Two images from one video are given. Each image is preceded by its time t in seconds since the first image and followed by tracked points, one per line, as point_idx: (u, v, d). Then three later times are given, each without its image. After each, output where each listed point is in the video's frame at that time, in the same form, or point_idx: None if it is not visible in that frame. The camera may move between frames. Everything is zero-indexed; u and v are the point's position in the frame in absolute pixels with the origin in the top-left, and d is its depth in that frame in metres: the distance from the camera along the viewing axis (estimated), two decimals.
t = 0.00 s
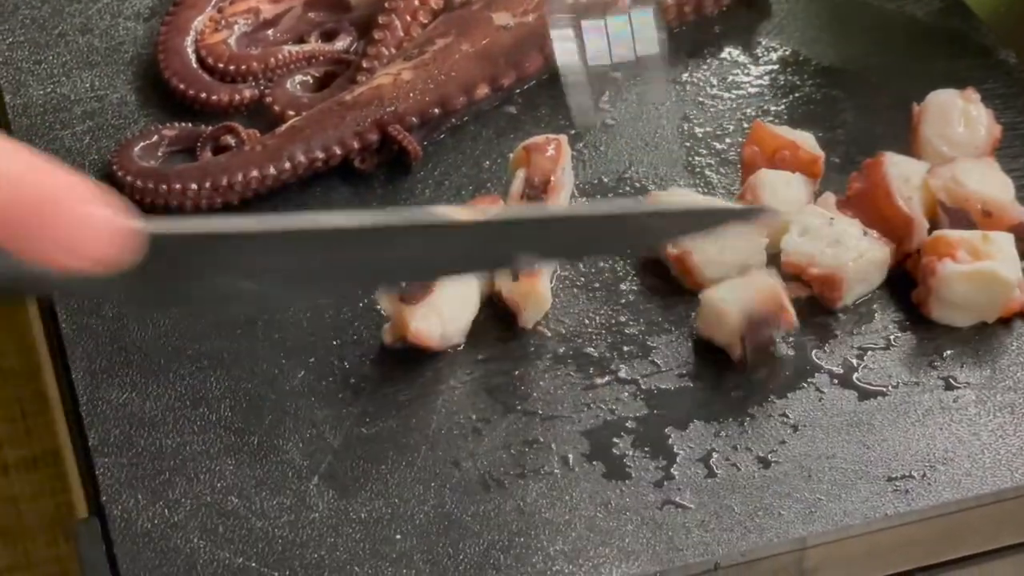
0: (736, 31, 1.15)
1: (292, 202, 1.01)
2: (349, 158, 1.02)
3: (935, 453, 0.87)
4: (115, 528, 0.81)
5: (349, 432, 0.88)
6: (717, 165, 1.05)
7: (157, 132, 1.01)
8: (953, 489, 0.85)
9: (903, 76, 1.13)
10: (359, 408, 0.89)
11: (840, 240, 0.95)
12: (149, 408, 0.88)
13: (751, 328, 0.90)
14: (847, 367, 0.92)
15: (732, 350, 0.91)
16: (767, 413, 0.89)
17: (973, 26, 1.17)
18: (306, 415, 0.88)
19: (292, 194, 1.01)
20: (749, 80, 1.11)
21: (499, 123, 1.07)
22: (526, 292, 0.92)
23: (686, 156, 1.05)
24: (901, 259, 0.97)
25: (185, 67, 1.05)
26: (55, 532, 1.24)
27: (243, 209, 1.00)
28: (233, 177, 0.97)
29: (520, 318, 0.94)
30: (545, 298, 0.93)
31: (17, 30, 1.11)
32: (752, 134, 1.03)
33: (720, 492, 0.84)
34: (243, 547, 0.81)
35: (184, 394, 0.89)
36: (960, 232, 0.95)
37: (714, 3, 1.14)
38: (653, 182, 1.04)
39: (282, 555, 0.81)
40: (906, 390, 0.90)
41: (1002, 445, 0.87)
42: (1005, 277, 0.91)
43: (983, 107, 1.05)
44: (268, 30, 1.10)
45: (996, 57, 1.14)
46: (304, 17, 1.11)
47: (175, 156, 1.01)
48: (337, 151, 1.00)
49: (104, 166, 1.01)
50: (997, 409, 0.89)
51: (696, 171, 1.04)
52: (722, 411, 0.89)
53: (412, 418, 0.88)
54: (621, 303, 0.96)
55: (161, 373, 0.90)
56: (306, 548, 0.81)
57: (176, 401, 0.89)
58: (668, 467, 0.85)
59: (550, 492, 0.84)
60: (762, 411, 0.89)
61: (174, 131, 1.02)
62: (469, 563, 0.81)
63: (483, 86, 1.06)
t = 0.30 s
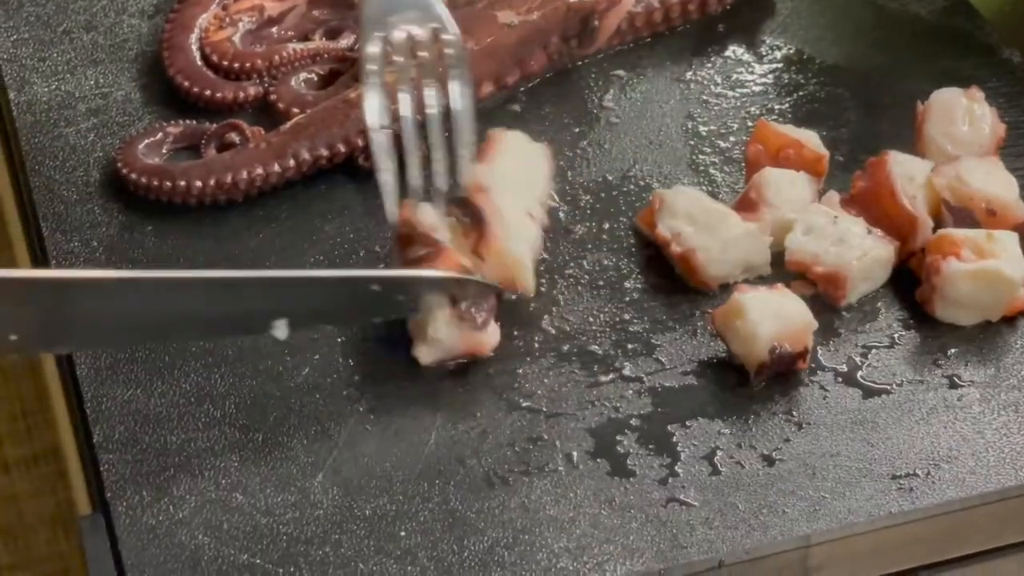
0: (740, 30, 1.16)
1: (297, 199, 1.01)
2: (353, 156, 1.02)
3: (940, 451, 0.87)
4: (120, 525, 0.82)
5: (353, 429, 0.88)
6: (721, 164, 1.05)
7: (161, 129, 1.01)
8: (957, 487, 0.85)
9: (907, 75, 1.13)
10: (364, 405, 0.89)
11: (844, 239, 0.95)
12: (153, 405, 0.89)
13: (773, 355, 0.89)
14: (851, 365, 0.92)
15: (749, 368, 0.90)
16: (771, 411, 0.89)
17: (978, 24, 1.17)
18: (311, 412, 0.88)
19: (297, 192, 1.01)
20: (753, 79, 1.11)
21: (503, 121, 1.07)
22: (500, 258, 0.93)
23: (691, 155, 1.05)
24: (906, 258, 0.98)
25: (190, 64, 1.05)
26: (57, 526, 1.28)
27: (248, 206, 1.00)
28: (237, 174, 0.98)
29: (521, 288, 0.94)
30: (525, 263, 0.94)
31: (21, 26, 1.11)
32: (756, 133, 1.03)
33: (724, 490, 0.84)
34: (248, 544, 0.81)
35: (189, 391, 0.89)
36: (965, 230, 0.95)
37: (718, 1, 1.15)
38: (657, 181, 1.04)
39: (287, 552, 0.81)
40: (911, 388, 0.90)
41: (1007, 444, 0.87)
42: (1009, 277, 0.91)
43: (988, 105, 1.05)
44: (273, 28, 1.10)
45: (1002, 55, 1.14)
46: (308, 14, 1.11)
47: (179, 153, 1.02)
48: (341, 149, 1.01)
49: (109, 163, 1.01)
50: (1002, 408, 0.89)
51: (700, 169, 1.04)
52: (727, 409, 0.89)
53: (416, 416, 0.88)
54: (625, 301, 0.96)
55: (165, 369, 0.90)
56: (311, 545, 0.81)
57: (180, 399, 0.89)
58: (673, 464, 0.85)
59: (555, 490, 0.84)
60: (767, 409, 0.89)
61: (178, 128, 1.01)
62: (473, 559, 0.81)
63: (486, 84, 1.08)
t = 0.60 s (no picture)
0: (743, 29, 1.16)
1: (300, 196, 1.01)
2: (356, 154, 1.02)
3: (942, 449, 0.87)
4: (123, 522, 0.82)
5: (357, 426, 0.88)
6: (723, 162, 1.05)
7: (164, 127, 1.01)
8: (960, 485, 0.85)
9: (909, 73, 1.13)
10: (367, 402, 0.89)
11: (846, 236, 0.95)
12: (156, 402, 0.89)
13: (776, 352, 0.89)
14: (854, 362, 0.92)
15: (752, 366, 0.90)
16: (774, 409, 0.89)
17: (980, 23, 1.17)
18: (315, 409, 0.88)
19: (300, 189, 1.01)
20: (755, 77, 1.12)
21: (507, 118, 1.08)
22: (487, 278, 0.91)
23: (693, 152, 1.05)
24: (908, 255, 0.98)
25: (193, 61, 1.05)
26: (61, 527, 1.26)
27: (251, 203, 1.00)
28: (240, 172, 0.98)
29: (516, 298, 0.92)
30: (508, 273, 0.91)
31: (24, 23, 1.11)
32: (758, 131, 1.03)
33: (727, 488, 0.84)
34: (250, 541, 0.81)
35: (192, 388, 0.90)
36: (968, 228, 0.95)
37: None
38: (660, 179, 1.04)
39: (290, 549, 0.81)
40: (914, 386, 0.90)
41: (1010, 441, 0.87)
42: (1011, 275, 0.91)
43: (990, 103, 1.05)
44: (276, 26, 1.11)
45: (1004, 53, 1.14)
46: (311, 12, 1.12)
47: (182, 150, 1.02)
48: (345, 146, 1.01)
49: (112, 160, 1.01)
50: (1005, 405, 0.90)
51: (703, 166, 1.05)
52: (730, 407, 0.89)
53: (419, 413, 0.88)
54: (628, 298, 0.96)
55: (168, 366, 0.91)
56: (314, 542, 0.81)
57: (183, 396, 0.89)
58: (676, 462, 0.85)
59: (558, 487, 0.84)
60: (770, 407, 0.89)
61: (182, 126, 1.02)
62: (476, 557, 0.81)
63: (489, 82, 1.08)
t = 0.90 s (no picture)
0: (746, 27, 1.16)
1: (303, 194, 1.01)
2: (359, 151, 1.02)
3: (946, 447, 0.87)
4: (126, 518, 0.81)
5: (360, 422, 0.88)
6: (725, 159, 1.05)
7: (167, 124, 1.01)
8: (964, 482, 0.85)
9: (913, 70, 1.13)
10: (370, 398, 0.89)
11: (848, 232, 0.95)
12: (158, 399, 0.89)
13: (779, 349, 0.89)
14: (857, 360, 0.92)
15: (754, 363, 0.90)
16: (777, 407, 0.89)
17: (983, 21, 1.17)
18: (318, 406, 0.88)
19: (303, 186, 1.01)
20: (758, 74, 1.12)
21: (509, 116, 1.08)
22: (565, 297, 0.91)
23: (696, 150, 1.05)
24: (912, 253, 0.98)
25: (195, 58, 1.05)
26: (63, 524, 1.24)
27: (254, 200, 1.00)
28: (243, 168, 0.97)
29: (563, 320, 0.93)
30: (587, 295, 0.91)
31: (27, 20, 1.11)
32: (760, 129, 1.03)
33: (730, 485, 0.84)
34: (253, 538, 0.81)
35: (195, 384, 0.90)
36: (971, 226, 0.95)
37: None
38: (662, 176, 1.04)
39: (293, 545, 0.81)
40: (917, 383, 0.90)
41: (1013, 439, 0.87)
42: (1015, 272, 0.91)
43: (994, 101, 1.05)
44: (278, 23, 1.11)
45: (1007, 51, 1.14)
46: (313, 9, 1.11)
47: (185, 147, 1.01)
48: (348, 143, 1.01)
49: (114, 157, 1.01)
50: (1008, 403, 0.89)
51: (706, 164, 1.04)
52: (734, 404, 0.89)
53: (422, 410, 0.88)
54: (631, 295, 0.96)
55: (171, 363, 0.91)
56: (316, 538, 0.81)
57: (185, 392, 0.89)
58: (679, 459, 0.85)
59: (560, 484, 0.84)
60: (773, 404, 0.89)
61: (184, 123, 1.01)
62: (479, 553, 0.81)
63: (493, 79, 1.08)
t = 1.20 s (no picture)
0: (749, 25, 1.16)
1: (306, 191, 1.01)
2: (361, 148, 1.02)
3: (949, 445, 0.87)
4: (128, 515, 0.81)
5: (363, 419, 0.87)
6: (729, 157, 1.05)
7: (169, 121, 1.01)
8: (967, 480, 0.85)
9: (916, 68, 1.13)
10: (373, 395, 0.89)
11: (853, 229, 0.95)
12: (161, 397, 0.88)
13: (782, 347, 0.89)
14: (859, 357, 0.92)
15: (758, 361, 0.90)
16: (780, 404, 0.89)
17: (986, 18, 1.17)
18: (321, 403, 0.88)
19: (306, 183, 1.01)
20: (761, 72, 1.12)
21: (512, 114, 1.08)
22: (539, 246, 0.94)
23: (699, 148, 1.05)
24: (914, 251, 0.98)
25: (198, 55, 1.05)
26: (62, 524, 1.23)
27: (256, 197, 1.00)
28: (246, 166, 0.97)
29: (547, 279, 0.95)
30: (562, 255, 0.94)
31: (30, 18, 1.11)
32: (764, 128, 1.03)
33: (733, 482, 0.84)
34: (256, 535, 0.81)
35: (198, 381, 0.89)
36: (974, 223, 0.95)
37: None
38: (666, 174, 1.04)
39: (295, 543, 0.81)
40: (919, 381, 0.90)
41: (1016, 437, 0.87)
42: (1018, 270, 0.91)
43: (997, 99, 1.05)
44: (281, 20, 1.11)
45: (1010, 49, 1.14)
46: (316, 7, 1.11)
47: (187, 145, 1.01)
48: (350, 141, 1.01)
49: (117, 154, 1.01)
50: (1012, 401, 0.89)
51: (709, 161, 1.04)
52: (737, 402, 0.89)
53: (425, 407, 0.88)
54: (634, 293, 0.96)
55: (175, 360, 0.90)
56: (319, 535, 0.81)
57: (188, 390, 0.89)
58: (682, 456, 0.85)
59: (564, 481, 0.84)
60: (776, 401, 0.89)
61: (187, 120, 1.01)
62: (482, 551, 0.81)
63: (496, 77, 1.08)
